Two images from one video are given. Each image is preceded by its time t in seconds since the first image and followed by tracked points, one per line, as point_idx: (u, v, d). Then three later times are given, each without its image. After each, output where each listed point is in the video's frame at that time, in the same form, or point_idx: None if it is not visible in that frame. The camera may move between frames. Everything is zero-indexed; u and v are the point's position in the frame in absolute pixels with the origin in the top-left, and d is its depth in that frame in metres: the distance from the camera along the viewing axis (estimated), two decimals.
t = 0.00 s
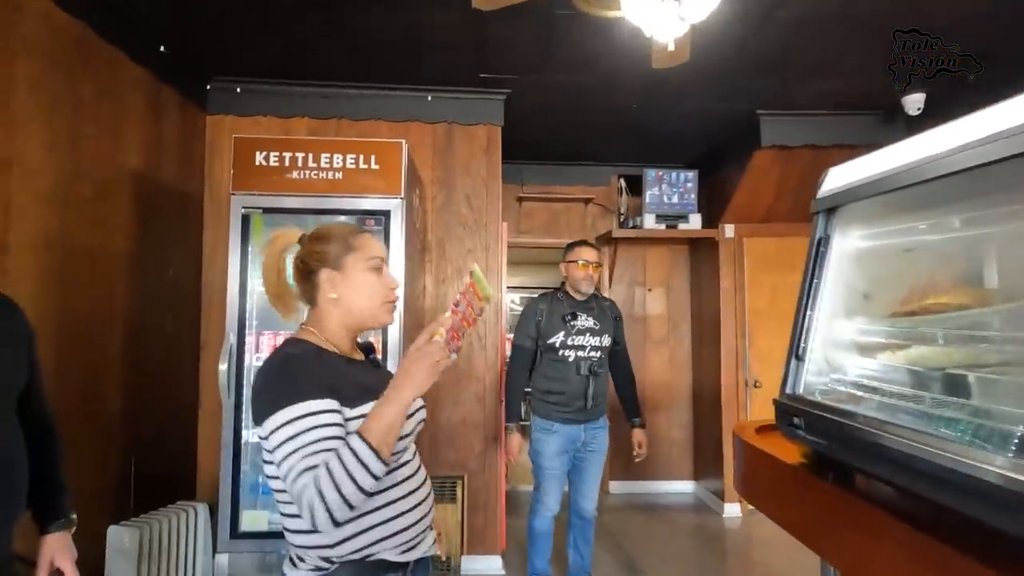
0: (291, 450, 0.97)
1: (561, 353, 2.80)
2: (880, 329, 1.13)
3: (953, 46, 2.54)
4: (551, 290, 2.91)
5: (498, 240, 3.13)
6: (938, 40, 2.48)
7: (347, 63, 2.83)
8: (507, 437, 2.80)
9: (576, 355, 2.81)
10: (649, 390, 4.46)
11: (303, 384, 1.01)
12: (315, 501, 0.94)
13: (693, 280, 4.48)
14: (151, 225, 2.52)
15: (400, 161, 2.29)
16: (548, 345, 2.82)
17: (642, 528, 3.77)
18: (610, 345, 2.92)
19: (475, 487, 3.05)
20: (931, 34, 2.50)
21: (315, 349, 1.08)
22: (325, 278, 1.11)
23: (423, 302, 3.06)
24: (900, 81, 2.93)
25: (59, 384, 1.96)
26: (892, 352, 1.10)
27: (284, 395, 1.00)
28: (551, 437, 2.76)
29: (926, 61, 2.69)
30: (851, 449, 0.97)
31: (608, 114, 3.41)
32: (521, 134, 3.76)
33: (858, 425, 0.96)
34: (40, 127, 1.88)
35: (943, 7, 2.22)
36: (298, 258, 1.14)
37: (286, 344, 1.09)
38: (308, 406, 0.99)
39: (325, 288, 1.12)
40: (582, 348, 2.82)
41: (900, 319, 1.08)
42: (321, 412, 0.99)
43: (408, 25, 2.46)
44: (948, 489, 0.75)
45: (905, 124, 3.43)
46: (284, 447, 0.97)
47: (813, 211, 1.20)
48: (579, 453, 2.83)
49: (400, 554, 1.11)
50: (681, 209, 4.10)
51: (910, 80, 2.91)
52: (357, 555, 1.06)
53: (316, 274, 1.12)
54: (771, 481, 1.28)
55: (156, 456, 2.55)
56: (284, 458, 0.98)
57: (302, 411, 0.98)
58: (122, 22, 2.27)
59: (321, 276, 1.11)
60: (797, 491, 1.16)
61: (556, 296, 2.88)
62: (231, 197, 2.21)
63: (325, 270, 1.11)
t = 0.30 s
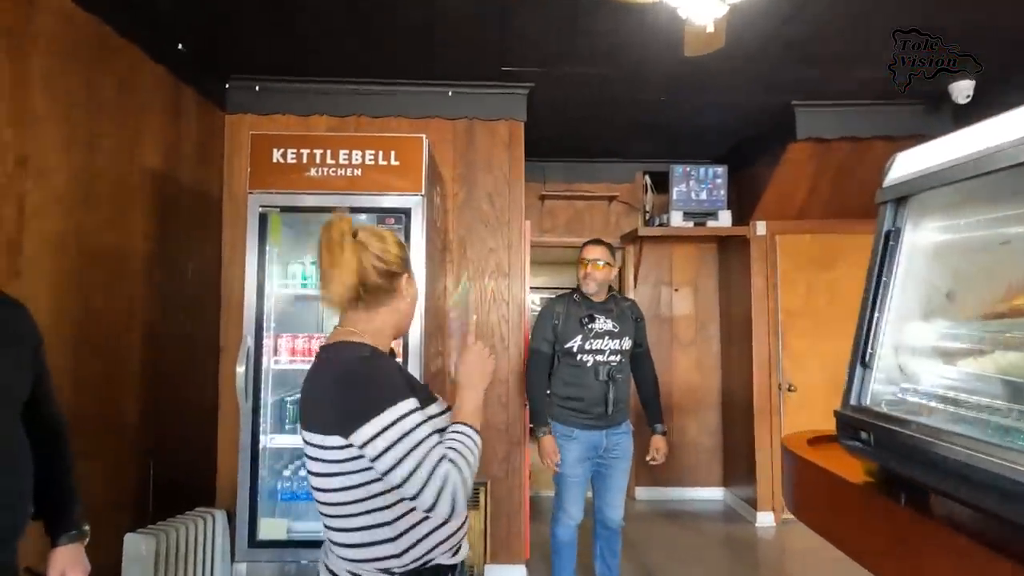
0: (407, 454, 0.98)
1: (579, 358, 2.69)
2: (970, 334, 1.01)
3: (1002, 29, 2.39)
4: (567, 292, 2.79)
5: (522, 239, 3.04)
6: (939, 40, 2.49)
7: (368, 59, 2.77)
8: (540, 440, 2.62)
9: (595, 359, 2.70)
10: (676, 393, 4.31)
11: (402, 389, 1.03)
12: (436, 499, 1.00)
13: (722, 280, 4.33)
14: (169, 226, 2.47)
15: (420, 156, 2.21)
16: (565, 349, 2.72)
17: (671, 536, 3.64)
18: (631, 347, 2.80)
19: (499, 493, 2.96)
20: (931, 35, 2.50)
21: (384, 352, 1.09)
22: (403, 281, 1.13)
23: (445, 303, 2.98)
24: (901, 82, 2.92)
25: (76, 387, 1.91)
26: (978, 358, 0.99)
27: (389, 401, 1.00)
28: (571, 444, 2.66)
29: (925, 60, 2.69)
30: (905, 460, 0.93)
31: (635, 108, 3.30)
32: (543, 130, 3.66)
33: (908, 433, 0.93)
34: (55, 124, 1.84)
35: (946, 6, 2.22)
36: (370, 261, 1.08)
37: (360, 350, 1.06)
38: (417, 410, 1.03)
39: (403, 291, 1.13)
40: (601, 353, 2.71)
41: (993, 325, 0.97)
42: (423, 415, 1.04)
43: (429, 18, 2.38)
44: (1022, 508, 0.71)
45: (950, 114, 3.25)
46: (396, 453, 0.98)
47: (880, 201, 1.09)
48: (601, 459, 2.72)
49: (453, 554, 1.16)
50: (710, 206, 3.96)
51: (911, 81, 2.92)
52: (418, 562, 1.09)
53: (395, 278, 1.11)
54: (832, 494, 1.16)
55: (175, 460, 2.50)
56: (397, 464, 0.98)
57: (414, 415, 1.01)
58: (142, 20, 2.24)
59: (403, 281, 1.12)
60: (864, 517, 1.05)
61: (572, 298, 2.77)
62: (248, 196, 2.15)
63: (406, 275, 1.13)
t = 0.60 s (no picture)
0: (481, 454, 0.94)
1: (599, 362, 2.63)
2: None
3: None
4: (586, 293, 2.73)
5: (548, 238, 2.98)
6: (938, 40, 2.48)
7: (391, 57, 2.74)
8: (547, 451, 2.64)
9: (616, 363, 2.63)
10: (705, 395, 4.20)
11: (471, 385, 0.98)
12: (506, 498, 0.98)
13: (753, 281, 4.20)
14: (196, 227, 2.48)
15: (444, 153, 2.16)
16: (585, 353, 2.66)
17: (702, 543, 3.54)
18: (654, 350, 2.71)
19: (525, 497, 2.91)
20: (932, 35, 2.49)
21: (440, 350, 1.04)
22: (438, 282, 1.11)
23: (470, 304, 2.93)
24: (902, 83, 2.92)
25: (104, 387, 1.92)
26: None
27: (463, 399, 0.95)
28: (593, 448, 2.60)
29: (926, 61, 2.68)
30: (959, 466, 0.89)
31: (661, 104, 3.22)
32: (567, 128, 3.60)
33: (962, 436, 0.89)
34: (83, 126, 1.85)
35: (942, 7, 2.21)
36: (423, 258, 1.05)
37: (427, 348, 1.00)
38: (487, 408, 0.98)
39: (439, 293, 1.11)
40: (623, 356, 2.64)
41: None
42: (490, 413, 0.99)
43: (452, 13, 2.35)
44: None
45: (996, 104, 3.09)
46: (471, 453, 0.93)
47: (944, 190, 1.02)
48: (625, 463, 2.64)
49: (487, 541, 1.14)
50: (741, 203, 3.84)
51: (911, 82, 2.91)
52: (465, 554, 1.07)
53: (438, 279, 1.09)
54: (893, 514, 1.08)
55: (202, 461, 2.51)
56: (471, 464, 0.94)
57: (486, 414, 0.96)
58: (167, 21, 2.24)
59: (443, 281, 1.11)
60: (927, 534, 0.98)
61: (591, 300, 2.71)
62: (273, 196, 2.14)
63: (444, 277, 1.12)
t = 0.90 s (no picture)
0: (465, 460, 0.90)
1: (619, 362, 2.57)
2: None
3: None
4: (606, 291, 2.67)
5: (571, 235, 2.92)
6: (938, 39, 2.49)
7: (414, 55, 2.73)
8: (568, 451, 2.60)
9: (636, 362, 2.56)
10: (736, 397, 4.08)
11: (462, 380, 0.93)
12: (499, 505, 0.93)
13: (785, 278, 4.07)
14: (221, 227, 2.50)
15: (466, 148, 2.13)
16: (605, 352, 2.60)
17: (733, 549, 3.43)
18: (677, 349, 2.63)
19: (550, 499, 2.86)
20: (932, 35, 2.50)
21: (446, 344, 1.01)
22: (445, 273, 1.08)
23: (493, 302, 2.89)
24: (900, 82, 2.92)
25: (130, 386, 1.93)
26: None
27: (449, 398, 0.90)
28: (615, 450, 2.54)
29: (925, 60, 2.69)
30: (1018, 471, 0.83)
31: (687, 97, 3.13)
32: (591, 124, 3.54)
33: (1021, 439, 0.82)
34: (110, 127, 1.87)
35: (946, 6, 2.22)
36: (433, 249, 1.02)
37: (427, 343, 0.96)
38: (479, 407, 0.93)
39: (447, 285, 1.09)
40: (644, 355, 2.57)
41: None
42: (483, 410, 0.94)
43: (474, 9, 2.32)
44: None
45: None
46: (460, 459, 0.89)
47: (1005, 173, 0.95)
48: (649, 466, 2.57)
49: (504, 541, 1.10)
50: (772, 198, 3.72)
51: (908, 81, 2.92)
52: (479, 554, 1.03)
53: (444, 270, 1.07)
54: (949, 529, 1.00)
55: (228, 458, 2.53)
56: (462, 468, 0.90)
57: (473, 412, 0.91)
58: (193, 23, 2.27)
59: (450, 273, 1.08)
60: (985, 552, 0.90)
61: (611, 298, 2.65)
62: (295, 194, 2.14)
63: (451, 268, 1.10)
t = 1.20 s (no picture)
0: (376, 475, 0.81)
1: (640, 363, 2.49)
2: None
3: None
4: (624, 291, 2.60)
5: (592, 234, 2.85)
6: (938, 40, 2.49)
7: (431, 54, 2.71)
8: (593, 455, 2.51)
9: (657, 363, 2.49)
10: (765, 400, 3.94)
11: (399, 389, 0.85)
12: (424, 539, 0.82)
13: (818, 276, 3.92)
14: (241, 228, 2.52)
15: (481, 145, 2.09)
16: (625, 353, 2.53)
17: (762, 557, 3.31)
18: (700, 349, 2.55)
19: (570, 504, 2.80)
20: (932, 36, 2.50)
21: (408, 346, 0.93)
22: (424, 268, 1.02)
23: (512, 303, 2.85)
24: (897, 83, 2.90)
25: (149, 386, 1.95)
26: None
27: (379, 406, 0.84)
28: (637, 455, 2.46)
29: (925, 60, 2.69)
30: None
31: (711, 91, 3.04)
32: (612, 121, 3.48)
33: None
34: (128, 131, 1.89)
35: None
36: (403, 243, 0.96)
37: (378, 343, 0.90)
38: (415, 422, 0.84)
39: (429, 281, 1.03)
40: (666, 356, 2.49)
41: None
42: (422, 426, 0.85)
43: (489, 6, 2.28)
44: None
45: None
46: (373, 468, 0.82)
47: None
48: (672, 472, 2.49)
49: None
50: (803, 194, 3.58)
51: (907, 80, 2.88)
52: None
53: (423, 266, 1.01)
54: (1004, 551, 0.92)
55: (248, 459, 2.54)
56: (378, 484, 0.81)
57: (406, 426, 0.83)
58: (212, 27, 2.29)
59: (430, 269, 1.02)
60: None
61: (630, 298, 2.58)
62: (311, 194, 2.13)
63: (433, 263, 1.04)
